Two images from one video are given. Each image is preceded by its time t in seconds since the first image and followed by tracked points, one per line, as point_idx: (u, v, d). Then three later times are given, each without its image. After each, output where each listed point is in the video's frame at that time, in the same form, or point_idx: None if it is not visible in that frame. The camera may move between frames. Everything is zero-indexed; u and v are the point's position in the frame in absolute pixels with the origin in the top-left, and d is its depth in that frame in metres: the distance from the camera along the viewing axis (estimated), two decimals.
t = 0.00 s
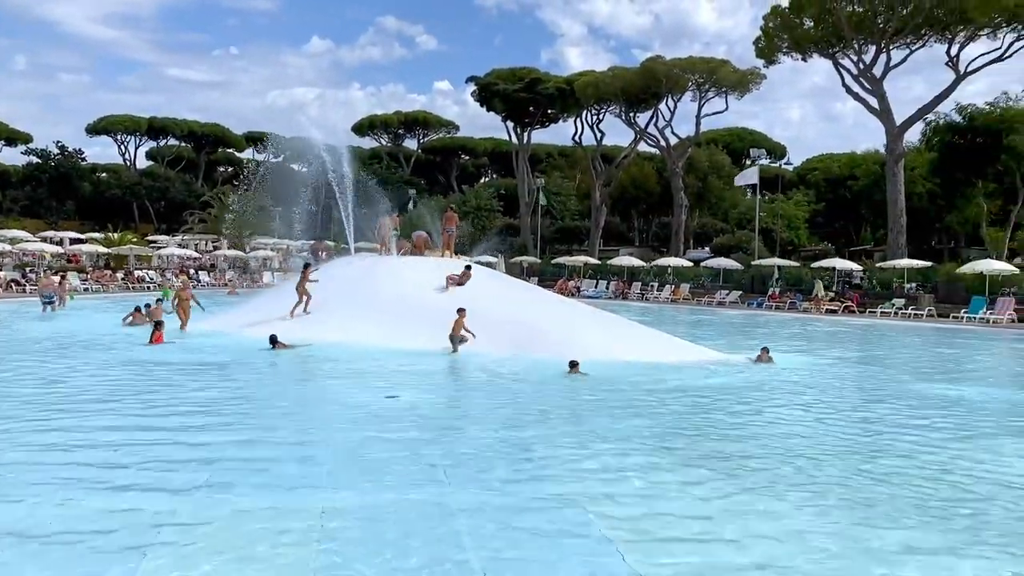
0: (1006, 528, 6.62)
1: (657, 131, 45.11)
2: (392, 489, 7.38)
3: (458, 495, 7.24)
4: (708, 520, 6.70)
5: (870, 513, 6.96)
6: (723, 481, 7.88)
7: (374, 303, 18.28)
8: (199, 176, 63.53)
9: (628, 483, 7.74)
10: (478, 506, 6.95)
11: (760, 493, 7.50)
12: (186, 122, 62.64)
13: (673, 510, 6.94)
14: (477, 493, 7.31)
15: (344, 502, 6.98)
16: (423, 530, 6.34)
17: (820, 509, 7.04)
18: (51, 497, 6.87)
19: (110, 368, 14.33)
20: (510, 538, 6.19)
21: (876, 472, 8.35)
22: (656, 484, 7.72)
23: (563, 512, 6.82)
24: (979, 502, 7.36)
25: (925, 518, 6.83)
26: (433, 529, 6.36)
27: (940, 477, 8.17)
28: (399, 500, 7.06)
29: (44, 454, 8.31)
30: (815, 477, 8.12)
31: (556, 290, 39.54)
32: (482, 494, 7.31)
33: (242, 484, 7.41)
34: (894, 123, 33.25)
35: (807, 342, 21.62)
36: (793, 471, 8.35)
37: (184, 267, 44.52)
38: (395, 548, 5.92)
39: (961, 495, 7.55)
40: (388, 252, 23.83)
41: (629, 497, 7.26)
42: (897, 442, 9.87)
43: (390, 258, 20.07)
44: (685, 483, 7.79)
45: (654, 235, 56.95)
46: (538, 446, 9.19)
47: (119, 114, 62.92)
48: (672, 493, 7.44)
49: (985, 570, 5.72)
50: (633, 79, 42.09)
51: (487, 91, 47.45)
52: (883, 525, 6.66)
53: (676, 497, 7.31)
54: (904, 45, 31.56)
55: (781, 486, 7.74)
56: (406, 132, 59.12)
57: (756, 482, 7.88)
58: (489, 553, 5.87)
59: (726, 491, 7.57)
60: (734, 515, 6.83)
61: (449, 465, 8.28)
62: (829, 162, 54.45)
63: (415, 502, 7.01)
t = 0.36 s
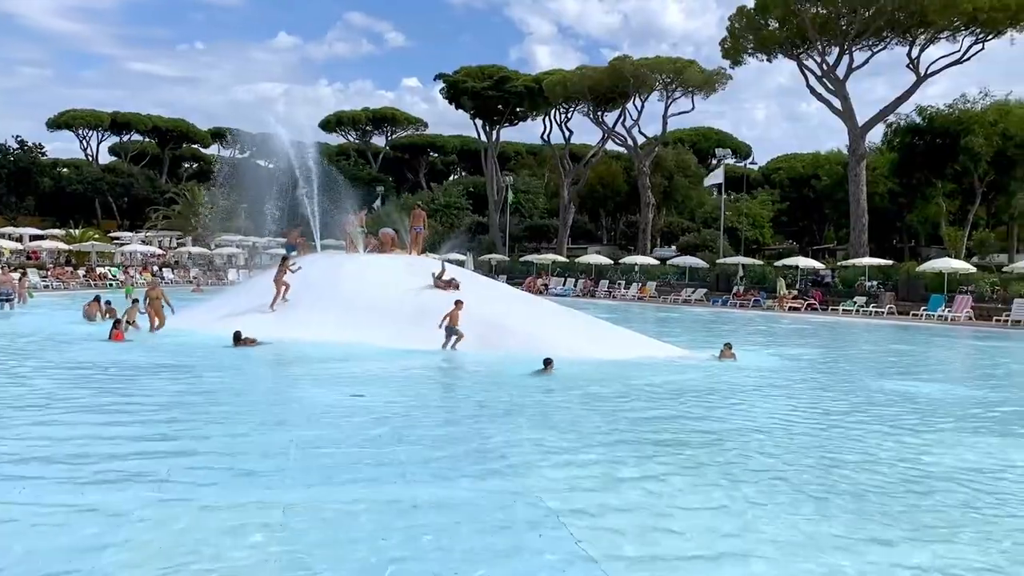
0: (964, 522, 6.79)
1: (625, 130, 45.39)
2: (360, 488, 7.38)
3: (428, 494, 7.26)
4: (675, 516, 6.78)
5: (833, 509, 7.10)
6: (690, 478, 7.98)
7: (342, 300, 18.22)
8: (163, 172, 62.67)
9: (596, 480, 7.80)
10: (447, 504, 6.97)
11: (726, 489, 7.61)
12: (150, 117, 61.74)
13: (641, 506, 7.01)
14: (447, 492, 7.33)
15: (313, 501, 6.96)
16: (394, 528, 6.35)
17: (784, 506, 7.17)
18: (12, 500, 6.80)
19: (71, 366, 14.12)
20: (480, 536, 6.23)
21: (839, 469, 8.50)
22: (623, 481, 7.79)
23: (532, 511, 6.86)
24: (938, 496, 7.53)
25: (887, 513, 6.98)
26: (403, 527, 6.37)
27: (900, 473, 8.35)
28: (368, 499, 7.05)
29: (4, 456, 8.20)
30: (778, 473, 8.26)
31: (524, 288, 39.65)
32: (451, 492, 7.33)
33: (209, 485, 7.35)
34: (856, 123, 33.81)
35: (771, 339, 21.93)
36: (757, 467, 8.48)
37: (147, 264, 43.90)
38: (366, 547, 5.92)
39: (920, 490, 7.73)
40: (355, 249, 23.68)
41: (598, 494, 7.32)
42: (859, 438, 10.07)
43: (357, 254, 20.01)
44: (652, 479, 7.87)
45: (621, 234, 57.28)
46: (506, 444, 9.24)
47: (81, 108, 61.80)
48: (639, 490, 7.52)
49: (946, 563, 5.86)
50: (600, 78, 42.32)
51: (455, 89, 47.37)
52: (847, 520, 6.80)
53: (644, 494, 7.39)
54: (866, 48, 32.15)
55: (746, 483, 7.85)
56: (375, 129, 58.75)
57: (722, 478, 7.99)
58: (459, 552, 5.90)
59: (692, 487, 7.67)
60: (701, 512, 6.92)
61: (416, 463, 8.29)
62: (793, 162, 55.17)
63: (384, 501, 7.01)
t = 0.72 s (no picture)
0: (914, 514, 6.91)
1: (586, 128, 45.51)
2: (316, 485, 7.29)
3: (384, 490, 7.20)
4: (633, 511, 6.80)
5: (788, 502, 7.17)
6: (646, 472, 8.01)
7: (301, 296, 18.04)
8: (118, 168, 61.43)
9: (553, 475, 7.80)
10: (403, 501, 6.92)
11: (683, 483, 7.65)
12: (104, 113, 60.46)
13: (598, 501, 7.02)
14: (403, 488, 7.28)
15: (267, 499, 6.86)
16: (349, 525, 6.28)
17: (740, 498, 7.23)
18: None
19: (18, 367, 13.70)
20: (437, 532, 6.19)
21: (793, 462, 8.59)
22: (581, 476, 7.80)
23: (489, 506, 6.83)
24: (889, 488, 7.66)
25: (839, 506, 7.08)
26: (359, 524, 6.31)
27: (852, 466, 8.48)
28: (324, 496, 6.97)
29: None
30: (734, 466, 8.33)
31: (486, 286, 39.57)
32: (408, 489, 7.28)
33: (160, 484, 7.21)
34: (813, 122, 34.23)
35: (730, 336, 22.10)
36: (713, 460, 8.54)
37: (101, 263, 42.94)
38: (322, 544, 5.84)
39: (872, 482, 7.85)
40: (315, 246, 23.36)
41: (557, 489, 7.32)
42: (813, 432, 10.20)
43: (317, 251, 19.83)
44: (610, 474, 7.88)
45: (584, 232, 57.41)
46: (464, 440, 9.20)
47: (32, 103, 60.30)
48: (596, 484, 7.54)
49: (897, 554, 5.96)
50: (562, 76, 42.34)
51: (416, 86, 47.06)
52: (800, 513, 6.88)
53: (602, 489, 7.40)
54: (822, 48, 32.54)
55: (703, 476, 7.91)
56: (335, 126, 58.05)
57: (679, 472, 8.04)
58: (415, 548, 5.85)
59: (649, 481, 7.70)
60: (657, 505, 6.95)
61: (374, 460, 8.22)
62: (752, 161, 55.78)
63: (340, 498, 6.94)
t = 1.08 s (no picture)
0: (875, 506, 7.09)
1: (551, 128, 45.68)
2: (285, 487, 7.28)
3: (353, 491, 7.20)
4: (601, 508, 6.88)
5: (751, 497, 7.32)
6: (613, 469, 8.12)
7: (265, 297, 17.88)
8: (76, 167, 60.33)
9: (521, 475, 7.87)
10: (373, 502, 6.93)
11: (649, 480, 7.77)
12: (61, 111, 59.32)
13: (566, 498, 7.10)
14: (374, 489, 7.29)
15: (237, 502, 6.83)
16: (320, 527, 6.28)
17: (705, 494, 7.35)
18: None
19: None
20: (406, 532, 6.23)
21: (757, 458, 8.74)
22: (550, 475, 7.87)
23: (459, 505, 6.89)
24: (851, 482, 7.85)
25: (803, 499, 7.25)
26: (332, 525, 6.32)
27: (813, 461, 8.66)
28: (294, 498, 6.97)
29: None
30: (700, 463, 8.46)
31: (453, 286, 39.58)
32: (378, 490, 7.28)
33: (123, 490, 7.11)
34: (773, 122, 34.74)
35: (693, 334, 22.37)
36: (677, 457, 8.67)
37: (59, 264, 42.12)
38: (290, 547, 5.85)
39: (833, 477, 8.03)
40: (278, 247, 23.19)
41: (523, 488, 7.39)
42: (775, 429, 10.39)
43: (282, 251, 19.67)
44: (576, 472, 7.96)
45: (550, 231, 57.59)
46: (431, 441, 9.19)
47: None
48: (565, 482, 7.62)
49: (859, 545, 6.12)
50: (527, 76, 42.44)
51: (380, 84, 46.89)
52: (764, 507, 7.03)
53: (570, 487, 7.48)
54: (783, 50, 32.97)
55: (670, 473, 8.02)
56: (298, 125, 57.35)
57: (646, 469, 8.15)
58: (386, 548, 5.88)
59: (616, 478, 7.80)
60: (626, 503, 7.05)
61: (341, 461, 8.22)
62: (714, 161, 56.35)
63: (309, 500, 6.93)
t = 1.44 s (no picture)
0: (831, 501, 7.18)
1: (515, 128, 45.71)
2: (241, 491, 7.19)
3: (312, 494, 7.13)
4: (560, 507, 6.89)
5: (709, 494, 7.38)
6: (573, 468, 8.13)
7: (227, 298, 17.70)
8: (31, 167, 59.05)
9: (485, 475, 7.86)
10: (331, 504, 6.86)
11: (611, 479, 7.78)
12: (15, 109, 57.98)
13: (526, 498, 7.10)
14: (332, 491, 7.23)
15: (191, 506, 6.73)
16: (278, 530, 6.22)
17: (663, 492, 7.40)
18: None
19: None
20: (365, 534, 6.18)
21: (716, 455, 8.81)
22: (509, 475, 7.86)
23: (418, 507, 6.85)
24: (806, 478, 7.95)
25: (759, 495, 7.33)
26: (289, 528, 6.25)
27: (771, 458, 8.75)
28: (250, 501, 6.88)
29: None
30: (660, 461, 8.50)
31: (416, 287, 39.43)
32: (336, 492, 7.22)
33: (79, 496, 6.98)
34: (734, 123, 35.14)
35: (657, 333, 22.52)
36: (637, 456, 8.71)
37: (14, 266, 41.16)
38: (251, 550, 5.80)
39: (789, 473, 8.13)
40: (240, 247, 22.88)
41: (487, 489, 7.39)
42: (734, 426, 10.48)
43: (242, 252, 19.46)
44: (540, 472, 7.98)
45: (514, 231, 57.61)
46: (394, 442, 9.15)
47: None
48: (524, 483, 7.62)
49: (814, 540, 6.20)
50: (490, 76, 42.42)
51: (343, 84, 46.57)
52: (721, 504, 7.09)
53: (529, 486, 7.48)
54: (743, 51, 33.30)
55: (629, 472, 8.05)
56: (261, 125, 55.69)
57: (606, 468, 8.18)
58: (343, 552, 5.82)
59: (580, 477, 7.82)
60: (585, 502, 7.07)
61: (304, 464, 8.14)
62: (677, 161, 56.84)
63: (266, 503, 6.85)
